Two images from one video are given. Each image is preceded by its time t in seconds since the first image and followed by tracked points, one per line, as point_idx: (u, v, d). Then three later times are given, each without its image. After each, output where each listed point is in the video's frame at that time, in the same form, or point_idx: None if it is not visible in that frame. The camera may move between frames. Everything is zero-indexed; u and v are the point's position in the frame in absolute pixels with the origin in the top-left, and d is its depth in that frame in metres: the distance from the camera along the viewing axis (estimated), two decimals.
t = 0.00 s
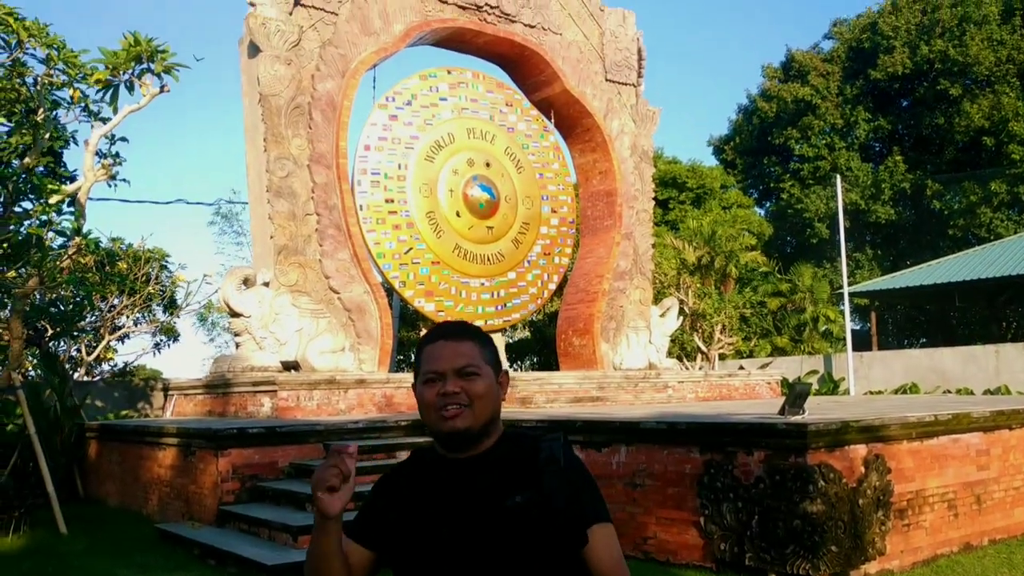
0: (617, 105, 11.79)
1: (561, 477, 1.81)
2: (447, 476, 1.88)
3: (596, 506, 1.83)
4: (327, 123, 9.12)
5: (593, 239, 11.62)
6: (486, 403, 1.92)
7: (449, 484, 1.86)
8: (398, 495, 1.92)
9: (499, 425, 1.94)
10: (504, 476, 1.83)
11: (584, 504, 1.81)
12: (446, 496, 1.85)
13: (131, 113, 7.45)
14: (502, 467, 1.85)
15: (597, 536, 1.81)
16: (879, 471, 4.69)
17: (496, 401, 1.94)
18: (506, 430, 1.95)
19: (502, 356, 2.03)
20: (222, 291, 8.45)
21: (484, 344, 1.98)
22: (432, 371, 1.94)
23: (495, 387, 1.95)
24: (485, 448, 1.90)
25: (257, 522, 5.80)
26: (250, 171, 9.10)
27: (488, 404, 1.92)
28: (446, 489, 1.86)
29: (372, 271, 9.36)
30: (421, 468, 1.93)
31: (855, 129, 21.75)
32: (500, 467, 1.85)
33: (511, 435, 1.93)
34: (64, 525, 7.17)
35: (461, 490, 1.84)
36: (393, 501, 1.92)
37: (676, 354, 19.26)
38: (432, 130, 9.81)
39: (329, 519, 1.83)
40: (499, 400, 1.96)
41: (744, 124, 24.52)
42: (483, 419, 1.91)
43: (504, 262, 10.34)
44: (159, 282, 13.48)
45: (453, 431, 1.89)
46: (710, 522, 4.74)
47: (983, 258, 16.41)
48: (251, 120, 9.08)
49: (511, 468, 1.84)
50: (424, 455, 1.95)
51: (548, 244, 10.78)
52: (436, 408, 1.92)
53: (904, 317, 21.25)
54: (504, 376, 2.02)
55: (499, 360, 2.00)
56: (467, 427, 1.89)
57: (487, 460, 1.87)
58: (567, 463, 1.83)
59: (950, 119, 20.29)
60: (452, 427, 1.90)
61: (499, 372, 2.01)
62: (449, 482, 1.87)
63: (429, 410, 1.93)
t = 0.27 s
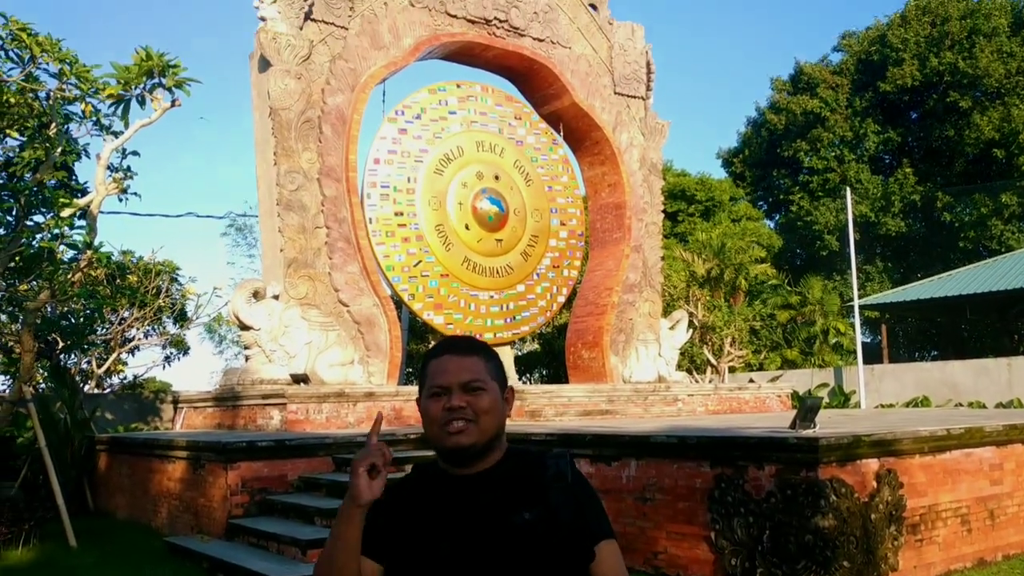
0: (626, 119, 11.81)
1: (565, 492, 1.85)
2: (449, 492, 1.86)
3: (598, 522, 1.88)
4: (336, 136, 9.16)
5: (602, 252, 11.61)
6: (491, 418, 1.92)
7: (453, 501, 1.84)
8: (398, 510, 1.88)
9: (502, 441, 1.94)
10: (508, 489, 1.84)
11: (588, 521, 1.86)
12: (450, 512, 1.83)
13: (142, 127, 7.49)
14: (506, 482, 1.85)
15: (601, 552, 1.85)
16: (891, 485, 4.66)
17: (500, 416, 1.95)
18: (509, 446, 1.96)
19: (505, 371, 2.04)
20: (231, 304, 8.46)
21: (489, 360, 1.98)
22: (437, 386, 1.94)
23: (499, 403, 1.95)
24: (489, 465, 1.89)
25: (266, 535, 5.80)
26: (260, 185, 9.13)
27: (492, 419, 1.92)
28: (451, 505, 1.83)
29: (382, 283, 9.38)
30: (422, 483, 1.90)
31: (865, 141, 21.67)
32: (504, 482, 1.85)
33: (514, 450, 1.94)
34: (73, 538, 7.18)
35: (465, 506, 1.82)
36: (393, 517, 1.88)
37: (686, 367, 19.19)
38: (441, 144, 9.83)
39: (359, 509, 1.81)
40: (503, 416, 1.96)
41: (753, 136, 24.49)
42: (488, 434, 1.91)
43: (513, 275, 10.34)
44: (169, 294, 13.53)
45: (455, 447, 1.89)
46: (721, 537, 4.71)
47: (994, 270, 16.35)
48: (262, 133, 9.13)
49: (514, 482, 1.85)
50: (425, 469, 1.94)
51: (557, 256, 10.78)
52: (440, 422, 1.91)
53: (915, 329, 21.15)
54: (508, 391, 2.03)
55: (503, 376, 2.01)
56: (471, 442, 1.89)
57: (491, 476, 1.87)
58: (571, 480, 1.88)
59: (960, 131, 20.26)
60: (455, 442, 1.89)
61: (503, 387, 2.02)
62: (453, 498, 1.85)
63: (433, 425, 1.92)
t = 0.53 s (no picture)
0: (630, 125, 11.81)
1: (574, 501, 1.84)
2: (459, 500, 1.85)
3: (607, 532, 1.86)
4: (342, 143, 9.18)
5: (606, 258, 11.60)
6: (512, 427, 1.92)
7: (461, 511, 1.83)
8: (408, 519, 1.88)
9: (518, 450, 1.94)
10: (517, 498, 1.82)
11: (597, 529, 1.84)
12: (459, 520, 1.82)
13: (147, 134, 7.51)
14: (515, 491, 1.84)
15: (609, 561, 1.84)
16: (897, 493, 4.64)
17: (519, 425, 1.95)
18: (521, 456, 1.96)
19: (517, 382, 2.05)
20: (237, 310, 8.46)
21: (509, 369, 1.99)
22: (461, 392, 1.92)
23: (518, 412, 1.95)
24: (498, 475, 1.88)
25: (270, 542, 5.79)
26: (265, 192, 9.15)
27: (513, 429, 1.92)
28: (461, 514, 1.83)
29: (386, 290, 9.38)
30: (435, 491, 1.89)
31: (871, 147, 21.78)
32: (512, 491, 1.84)
33: (525, 460, 1.94)
34: (78, 544, 7.18)
35: (475, 515, 1.82)
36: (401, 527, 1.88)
37: (691, 374, 19.14)
38: (446, 150, 9.84)
39: None
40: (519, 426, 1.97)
41: (757, 143, 24.45)
42: (507, 443, 1.91)
43: (518, 281, 10.34)
44: (174, 301, 13.56)
45: (478, 454, 1.87)
46: (727, 545, 4.69)
47: (1000, 277, 16.29)
48: (267, 140, 9.15)
49: (523, 491, 1.84)
50: (436, 478, 1.92)
51: (562, 263, 10.77)
52: (463, 429, 1.90)
53: (920, 336, 21.07)
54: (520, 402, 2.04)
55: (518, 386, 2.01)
56: (493, 451, 1.88)
57: (501, 485, 1.86)
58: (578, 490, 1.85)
59: (965, 137, 20.21)
60: (479, 449, 1.88)
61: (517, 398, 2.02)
62: (464, 506, 1.84)
63: (455, 431, 1.90)
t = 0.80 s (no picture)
0: (634, 132, 11.81)
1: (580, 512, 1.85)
2: (467, 514, 1.86)
3: (613, 539, 1.87)
4: (346, 150, 9.20)
5: (610, 265, 11.60)
6: (518, 440, 1.92)
7: (468, 524, 1.84)
8: (415, 530, 1.88)
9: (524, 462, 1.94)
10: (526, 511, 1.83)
11: (604, 539, 1.86)
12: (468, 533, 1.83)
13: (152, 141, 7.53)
14: (522, 505, 1.85)
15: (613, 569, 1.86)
16: (903, 501, 4.63)
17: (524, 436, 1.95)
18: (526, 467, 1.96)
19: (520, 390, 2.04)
20: (241, 317, 8.45)
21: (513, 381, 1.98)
22: (467, 405, 1.91)
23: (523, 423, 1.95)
24: (506, 487, 1.88)
25: (274, 549, 5.78)
26: (270, 199, 9.17)
27: (519, 442, 1.92)
28: (470, 528, 1.83)
29: (390, 297, 9.40)
30: (442, 505, 1.90)
31: (874, 154, 21.64)
32: (520, 504, 1.85)
33: (531, 470, 1.94)
34: (82, 551, 7.18)
35: (484, 528, 1.83)
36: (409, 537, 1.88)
37: (694, 381, 19.11)
38: (450, 157, 9.86)
39: None
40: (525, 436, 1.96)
41: (761, 149, 24.43)
42: (514, 455, 1.90)
43: (521, 288, 10.34)
44: (178, 307, 13.58)
45: (487, 467, 1.87)
46: (732, 553, 4.68)
47: (1004, 284, 16.28)
48: (272, 147, 9.16)
49: (530, 504, 1.85)
50: (444, 490, 1.91)
51: (566, 270, 10.77)
52: (470, 441, 1.88)
53: (925, 343, 21.04)
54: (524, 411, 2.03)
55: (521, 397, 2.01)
56: (501, 464, 1.88)
57: (508, 498, 1.86)
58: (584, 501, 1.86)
59: (969, 144, 20.22)
60: (487, 462, 1.87)
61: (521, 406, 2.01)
62: (473, 520, 1.85)
63: (462, 444, 1.89)
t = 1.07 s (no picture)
0: (637, 139, 11.82)
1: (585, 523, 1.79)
2: (471, 522, 1.88)
3: (621, 550, 1.79)
4: (350, 157, 9.22)
5: (613, 272, 11.60)
6: (518, 452, 1.94)
7: (468, 532, 1.87)
8: (419, 541, 1.93)
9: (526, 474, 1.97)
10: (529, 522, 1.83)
11: (609, 549, 1.78)
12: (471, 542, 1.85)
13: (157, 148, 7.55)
14: (526, 515, 1.84)
15: None
16: (907, 510, 4.62)
17: (525, 448, 1.97)
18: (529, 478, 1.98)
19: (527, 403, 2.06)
20: (245, 323, 8.46)
21: (516, 393, 2.01)
22: (466, 416, 1.96)
23: (524, 434, 1.98)
24: (506, 498, 1.90)
25: (277, 556, 5.77)
26: (274, 206, 9.19)
27: (518, 454, 1.94)
28: (472, 536, 1.85)
29: (394, 303, 9.40)
30: (446, 514, 1.93)
31: (878, 162, 21.72)
32: (523, 514, 1.85)
33: (536, 479, 1.96)
34: (85, 558, 7.18)
35: (487, 537, 1.84)
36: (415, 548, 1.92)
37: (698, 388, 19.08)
38: (453, 164, 9.87)
39: None
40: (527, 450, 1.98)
41: (765, 157, 24.42)
42: (513, 467, 1.93)
43: (525, 295, 10.34)
44: (182, 314, 13.60)
45: (484, 478, 1.90)
46: (736, 561, 4.67)
47: (1008, 291, 16.25)
48: (276, 154, 9.18)
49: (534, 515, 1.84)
50: (447, 500, 1.96)
51: (569, 276, 10.77)
52: (468, 452, 1.93)
53: (929, 351, 21.00)
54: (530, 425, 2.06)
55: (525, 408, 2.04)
56: (500, 475, 1.91)
57: (511, 508, 1.87)
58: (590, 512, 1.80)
59: (973, 151, 20.23)
60: (485, 473, 1.91)
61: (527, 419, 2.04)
62: (475, 528, 1.87)
63: (460, 455, 1.93)
